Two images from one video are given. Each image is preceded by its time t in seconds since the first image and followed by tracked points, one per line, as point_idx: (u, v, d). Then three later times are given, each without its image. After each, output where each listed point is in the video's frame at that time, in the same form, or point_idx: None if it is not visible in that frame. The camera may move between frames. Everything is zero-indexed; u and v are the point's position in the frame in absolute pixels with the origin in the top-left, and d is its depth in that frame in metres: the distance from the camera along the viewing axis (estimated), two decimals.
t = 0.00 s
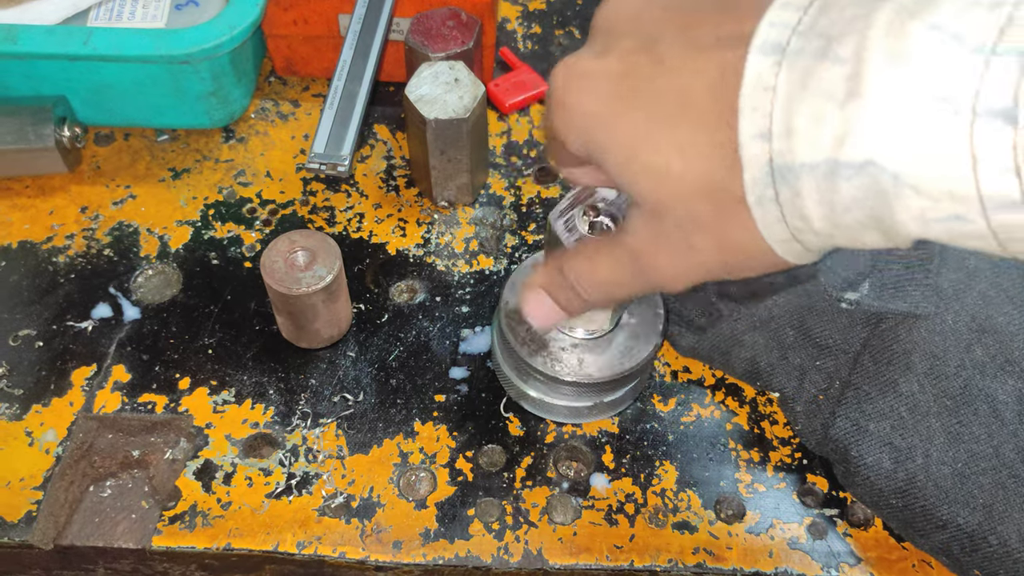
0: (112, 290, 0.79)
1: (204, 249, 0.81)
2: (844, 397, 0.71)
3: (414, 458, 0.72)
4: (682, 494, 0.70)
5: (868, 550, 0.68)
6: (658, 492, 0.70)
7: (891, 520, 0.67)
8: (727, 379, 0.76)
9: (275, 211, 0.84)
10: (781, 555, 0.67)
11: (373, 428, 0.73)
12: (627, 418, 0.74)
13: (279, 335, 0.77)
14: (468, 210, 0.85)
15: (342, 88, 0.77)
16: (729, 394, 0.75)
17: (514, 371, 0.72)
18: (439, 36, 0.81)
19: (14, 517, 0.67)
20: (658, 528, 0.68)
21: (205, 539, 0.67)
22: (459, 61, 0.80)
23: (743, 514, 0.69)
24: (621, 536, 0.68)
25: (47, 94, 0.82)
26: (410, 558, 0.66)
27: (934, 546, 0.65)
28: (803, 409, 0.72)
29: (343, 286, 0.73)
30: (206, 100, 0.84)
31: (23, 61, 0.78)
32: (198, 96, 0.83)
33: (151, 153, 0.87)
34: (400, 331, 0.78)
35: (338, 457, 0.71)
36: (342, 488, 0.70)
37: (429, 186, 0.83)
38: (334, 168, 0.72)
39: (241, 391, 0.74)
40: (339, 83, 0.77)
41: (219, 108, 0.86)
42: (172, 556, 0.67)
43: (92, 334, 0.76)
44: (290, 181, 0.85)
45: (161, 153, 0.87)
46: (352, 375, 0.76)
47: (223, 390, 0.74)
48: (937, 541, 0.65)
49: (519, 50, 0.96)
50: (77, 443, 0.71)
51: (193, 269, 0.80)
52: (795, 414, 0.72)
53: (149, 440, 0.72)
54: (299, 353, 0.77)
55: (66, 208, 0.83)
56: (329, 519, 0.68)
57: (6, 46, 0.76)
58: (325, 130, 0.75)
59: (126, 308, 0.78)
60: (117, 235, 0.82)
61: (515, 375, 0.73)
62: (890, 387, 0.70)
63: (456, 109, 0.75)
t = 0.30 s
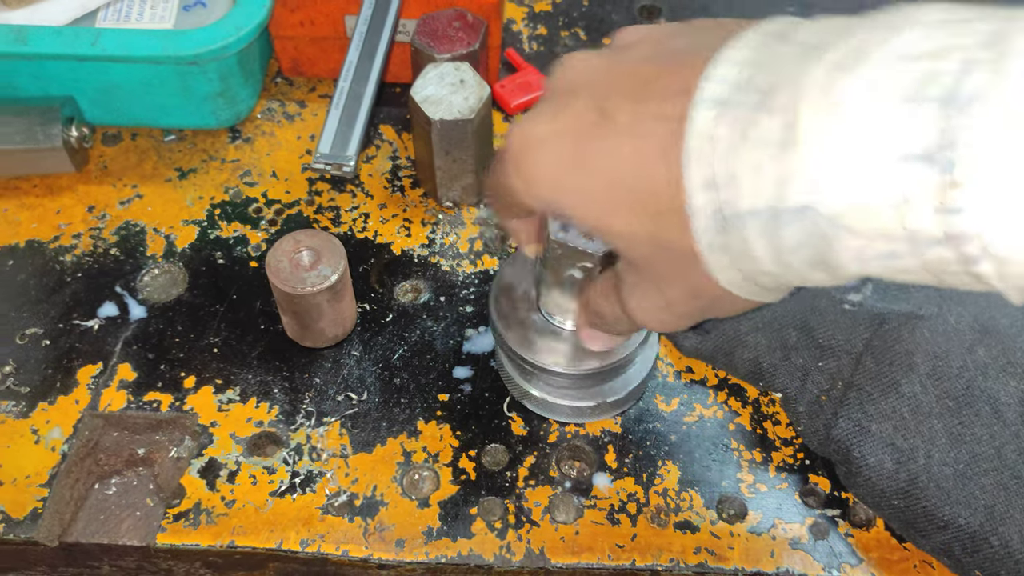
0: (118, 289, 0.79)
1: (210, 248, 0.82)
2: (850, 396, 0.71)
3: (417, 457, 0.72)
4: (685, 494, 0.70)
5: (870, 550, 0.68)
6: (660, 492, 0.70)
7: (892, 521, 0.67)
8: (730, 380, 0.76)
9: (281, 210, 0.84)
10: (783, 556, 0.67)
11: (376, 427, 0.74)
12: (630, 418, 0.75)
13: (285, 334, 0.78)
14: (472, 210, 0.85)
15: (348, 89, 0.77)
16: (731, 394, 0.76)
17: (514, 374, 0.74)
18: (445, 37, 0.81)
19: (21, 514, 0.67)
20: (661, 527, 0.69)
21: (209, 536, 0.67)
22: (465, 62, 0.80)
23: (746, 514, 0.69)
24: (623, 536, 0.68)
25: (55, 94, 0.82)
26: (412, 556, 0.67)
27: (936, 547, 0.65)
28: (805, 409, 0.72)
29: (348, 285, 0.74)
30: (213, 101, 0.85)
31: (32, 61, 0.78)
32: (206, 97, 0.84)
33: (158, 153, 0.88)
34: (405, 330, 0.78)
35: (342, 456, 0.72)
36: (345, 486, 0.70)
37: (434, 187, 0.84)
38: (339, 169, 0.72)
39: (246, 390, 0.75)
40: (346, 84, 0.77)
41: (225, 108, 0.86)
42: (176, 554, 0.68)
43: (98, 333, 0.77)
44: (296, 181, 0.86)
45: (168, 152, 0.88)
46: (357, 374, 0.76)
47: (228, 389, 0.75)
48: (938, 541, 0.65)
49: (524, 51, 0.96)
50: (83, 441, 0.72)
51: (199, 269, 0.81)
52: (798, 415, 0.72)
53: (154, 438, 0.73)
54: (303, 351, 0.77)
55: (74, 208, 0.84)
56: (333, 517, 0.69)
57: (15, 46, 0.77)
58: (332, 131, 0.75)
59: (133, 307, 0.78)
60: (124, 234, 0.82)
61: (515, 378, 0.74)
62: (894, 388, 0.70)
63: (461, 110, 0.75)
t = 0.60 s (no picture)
0: (125, 303, 0.78)
1: (216, 261, 0.81)
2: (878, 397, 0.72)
3: (429, 472, 0.71)
4: (700, 508, 0.70)
5: (888, 565, 0.67)
6: (675, 506, 0.70)
7: (915, 534, 0.67)
8: (743, 392, 0.76)
9: (287, 222, 0.83)
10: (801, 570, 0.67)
11: (387, 442, 0.73)
12: (644, 431, 0.74)
13: (293, 348, 0.77)
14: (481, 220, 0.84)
15: (354, 100, 0.76)
16: (745, 406, 0.75)
17: (536, 128, 0.52)
18: (452, 47, 0.80)
19: (29, 533, 0.67)
20: (676, 542, 0.68)
21: (220, 554, 0.67)
22: (471, 71, 0.79)
23: (762, 528, 0.69)
24: (638, 551, 0.68)
25: (59, 107, 0.81)
26: (426, 573, 0.66)
27: (958, 561, 0.65)
28: (821, 422, 0.73)
29: (357, 299, 0.73)
30: (218, 112, 0.84)
31: (35, 73, 0.77)
32: (210, 108, 0.83)
33: (163, 164, 0.86)
34: (414, 343, 0.77)
35: (353, 471, 0.71)
36: (357, 502, 0.70)
37: (442, 198, 0.83)
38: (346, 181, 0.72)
39: (255, 405, 0.74)
40: (352, 95, 0.77)
41: (230, 119, 0.85)
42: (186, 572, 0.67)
43: (105, 347, 0.76)
44: (303, 192, 0.85)
45: (173, 164, 0.86)
46: (366, 388, 0.75)
47: (236, 404, 0.74)
48: (960, 556, 0.65)
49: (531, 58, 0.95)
50: (91, 457, 0.71)
51: (206, 281, 0.80)
52: (813, 428, 0.73)
53: (163, 454, 0.72)
54: (312, 365, 0.76)
55: (78, 221, 0.83)
56: (344, 534, 0.68)
57: (18, 59, 0.76)
58: (338, 142, 0.74)
59: (140, 320, 0.78)
60: (130, 247, 0.82)
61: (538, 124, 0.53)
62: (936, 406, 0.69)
63: (469, 121, 0.75)
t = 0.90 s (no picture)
0: (85, 319, 0.78)
1: (177, 275, 0.81)
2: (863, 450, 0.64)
3: (390, 484, 0.71)
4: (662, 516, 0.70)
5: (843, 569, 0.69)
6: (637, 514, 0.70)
7: None
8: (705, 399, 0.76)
9: (249, 235, 0.83)
10: None
11: (348, 454, 0.73)
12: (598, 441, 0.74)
13: (253, 362, 0.76)
14: (443, 231, 0.84)
15: (311, 112, 0.76)
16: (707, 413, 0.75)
17: (515, 100, 0.55)
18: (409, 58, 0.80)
19: None
20: (637, 551, 0.69)
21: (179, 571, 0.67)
22: (429, 82, 0.80)
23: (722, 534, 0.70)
24: (599, 560, 0.68)
25: (18, 123, 0.82)
26: None
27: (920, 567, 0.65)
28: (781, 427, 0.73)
29: (316, 312, 0.73)
30: (178, 127, 0.84)
31: None
32: (170, 123, 0.83)
33: (124, 179, 0.86)
34: (376, 355, 0.78)
35: (314, 485, 0.71)
36: (318, 516, 0.70)
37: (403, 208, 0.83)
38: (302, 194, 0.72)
39: (216, 420, 0.74)
40: (308, 107, 0.77)
41: (191, 133, 0.85)
42: None
43: (65, 364, 0.76)
44: (265, 205, 0.85)
45: (135, 179, 0.86)
46: (327, 401, 0.75)
47: (197, 418, 0.74)
48: None
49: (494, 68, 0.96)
50: (50, 475, 0.71)
51: (167, 296, 0.80)
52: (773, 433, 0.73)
53: (123, 470, 0.72)
54: (274, 379, 0.76)
55: (39, 236, 0.82)
56: (305, 548, 0.68)
57: None
58: (295, 154, 0.74)
59: (100, 337, 0.77)
60: (90, 263, 0.81)
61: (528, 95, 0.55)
62: (938, 490, 0.61)
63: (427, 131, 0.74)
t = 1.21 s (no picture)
0: (39, 348, 0.78)
1: (133, 302, 0.81)
2: (801, 439, 0.59)
3: (345, 504, 0.72)
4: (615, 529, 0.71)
5: None
6: (591, 527, 0.71)
7: None
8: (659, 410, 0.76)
9: (205, 260, 0.84)
10: None
11: (303, 475, 0.73)
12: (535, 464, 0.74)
13: (208, 386, 0.76)
14: (399, 251, 0.84)
15: (261, 140, 0.77)
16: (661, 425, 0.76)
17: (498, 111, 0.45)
18: (360, 81, 0.81)
19: None
20: (591, 564, 0.69)
21: None
22: (380, 105, 0.81)
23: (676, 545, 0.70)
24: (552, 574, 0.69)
25: None
26: None
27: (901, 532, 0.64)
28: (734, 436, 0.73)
29: (269, 334, 0.73)
30: (133, 154, 0.85)
31: None
32: (125, 151, 0.84)
33: (79, 208, 0.86)
34: (331, 376, 0.78)
35: (268, 506, 0.71)
36: (271, 538, 0.70)
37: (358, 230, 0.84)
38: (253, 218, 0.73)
39: (169, 445, 0.74)
40: (258, 134, 0.78)
41: (146, 160, 0.86)
42: None
43: (18, 393, 0.76)
44: (221, 230, 0.86)
45: (90, 207, 0.86)
46: (282, 424, 0.75)
47: (151, 444, 0.74)
48: None
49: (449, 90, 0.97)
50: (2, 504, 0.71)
51: (122, 323, 0.80)
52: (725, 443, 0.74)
53: (77, 497, 0.71)
54: (229, 403, 0.76)
55: None
56: (259, 570, 0.69)
57: None
58: (244, 179, 0.75)
59: (54, 365, 0.77)
60: (45, 291, 0.82)
61: (582, 172, 0.43)
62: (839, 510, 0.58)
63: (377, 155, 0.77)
